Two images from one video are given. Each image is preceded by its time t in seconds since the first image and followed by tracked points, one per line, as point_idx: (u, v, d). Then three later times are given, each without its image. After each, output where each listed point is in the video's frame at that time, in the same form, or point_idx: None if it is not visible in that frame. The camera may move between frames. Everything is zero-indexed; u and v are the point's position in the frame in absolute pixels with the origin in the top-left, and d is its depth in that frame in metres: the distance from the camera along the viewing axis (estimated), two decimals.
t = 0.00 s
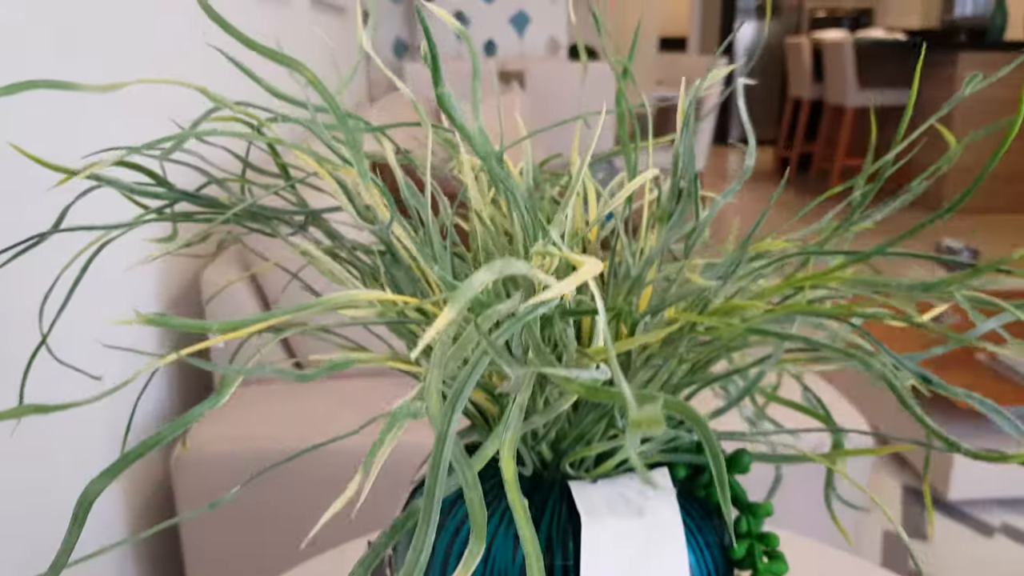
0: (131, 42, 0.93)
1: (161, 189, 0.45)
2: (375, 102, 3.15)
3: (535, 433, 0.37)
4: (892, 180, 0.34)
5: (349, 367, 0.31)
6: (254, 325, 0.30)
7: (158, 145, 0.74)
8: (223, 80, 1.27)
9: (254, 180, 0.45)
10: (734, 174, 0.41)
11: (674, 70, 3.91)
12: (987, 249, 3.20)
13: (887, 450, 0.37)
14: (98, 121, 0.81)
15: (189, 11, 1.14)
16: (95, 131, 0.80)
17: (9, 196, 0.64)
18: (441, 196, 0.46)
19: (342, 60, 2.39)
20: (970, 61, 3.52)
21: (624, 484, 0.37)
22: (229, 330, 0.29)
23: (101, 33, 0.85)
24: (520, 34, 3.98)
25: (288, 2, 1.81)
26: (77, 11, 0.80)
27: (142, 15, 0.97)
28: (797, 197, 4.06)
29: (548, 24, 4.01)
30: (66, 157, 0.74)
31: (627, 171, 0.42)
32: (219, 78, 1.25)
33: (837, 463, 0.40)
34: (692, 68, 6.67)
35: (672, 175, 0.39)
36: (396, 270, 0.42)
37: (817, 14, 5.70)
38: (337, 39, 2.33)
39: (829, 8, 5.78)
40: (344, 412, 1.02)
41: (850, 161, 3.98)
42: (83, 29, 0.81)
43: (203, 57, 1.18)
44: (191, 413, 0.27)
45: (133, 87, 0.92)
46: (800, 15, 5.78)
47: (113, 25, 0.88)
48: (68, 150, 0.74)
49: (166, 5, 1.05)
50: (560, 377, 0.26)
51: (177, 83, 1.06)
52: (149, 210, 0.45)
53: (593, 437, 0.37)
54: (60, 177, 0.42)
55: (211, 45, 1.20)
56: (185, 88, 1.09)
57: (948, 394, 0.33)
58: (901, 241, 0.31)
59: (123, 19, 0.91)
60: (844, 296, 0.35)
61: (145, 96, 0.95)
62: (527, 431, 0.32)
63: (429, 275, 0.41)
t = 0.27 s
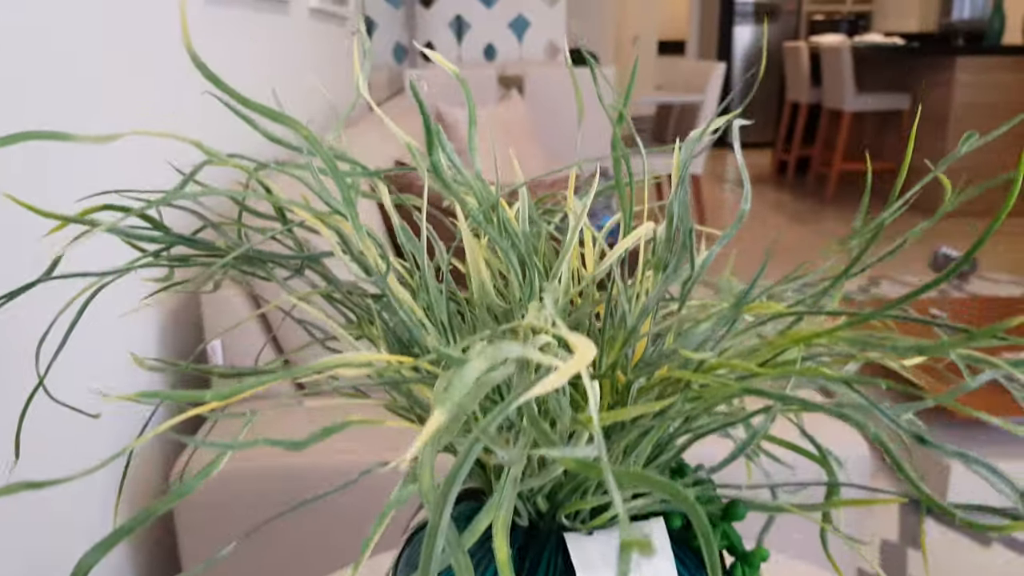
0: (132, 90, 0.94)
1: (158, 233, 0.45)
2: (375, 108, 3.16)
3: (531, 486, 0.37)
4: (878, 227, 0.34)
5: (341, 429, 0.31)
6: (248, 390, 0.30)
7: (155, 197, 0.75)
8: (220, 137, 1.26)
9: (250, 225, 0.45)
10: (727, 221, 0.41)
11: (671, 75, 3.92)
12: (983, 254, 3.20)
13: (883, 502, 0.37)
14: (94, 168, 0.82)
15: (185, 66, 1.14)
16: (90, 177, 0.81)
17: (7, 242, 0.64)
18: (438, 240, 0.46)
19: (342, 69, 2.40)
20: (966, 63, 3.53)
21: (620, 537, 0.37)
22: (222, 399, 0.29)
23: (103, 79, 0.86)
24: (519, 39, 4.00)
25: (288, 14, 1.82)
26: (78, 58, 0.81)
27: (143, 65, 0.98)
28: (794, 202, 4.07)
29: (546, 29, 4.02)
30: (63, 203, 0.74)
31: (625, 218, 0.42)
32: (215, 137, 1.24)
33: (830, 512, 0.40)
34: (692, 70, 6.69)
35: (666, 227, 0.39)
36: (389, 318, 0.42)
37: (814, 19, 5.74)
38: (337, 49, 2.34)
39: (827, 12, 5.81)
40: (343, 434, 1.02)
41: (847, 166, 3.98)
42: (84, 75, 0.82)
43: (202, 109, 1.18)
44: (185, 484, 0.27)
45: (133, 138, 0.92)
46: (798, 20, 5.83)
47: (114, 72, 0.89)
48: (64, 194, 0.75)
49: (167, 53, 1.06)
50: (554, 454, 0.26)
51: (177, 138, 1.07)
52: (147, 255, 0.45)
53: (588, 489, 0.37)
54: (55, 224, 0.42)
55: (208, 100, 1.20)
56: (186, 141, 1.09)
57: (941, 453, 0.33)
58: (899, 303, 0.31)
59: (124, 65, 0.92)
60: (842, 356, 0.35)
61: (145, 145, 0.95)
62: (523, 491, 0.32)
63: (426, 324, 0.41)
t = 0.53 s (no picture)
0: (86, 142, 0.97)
1: (164, 279, 0.45)
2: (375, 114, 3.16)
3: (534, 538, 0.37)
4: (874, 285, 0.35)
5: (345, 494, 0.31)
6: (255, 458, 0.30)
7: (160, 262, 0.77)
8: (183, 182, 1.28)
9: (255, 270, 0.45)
10: (726, 270, 0.42)
11: (671, 79, 3.93)
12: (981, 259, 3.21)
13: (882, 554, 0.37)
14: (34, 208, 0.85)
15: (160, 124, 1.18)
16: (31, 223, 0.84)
17: (8, 291, 0.65)
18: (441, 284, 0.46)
19: (343, 76, 2.40)
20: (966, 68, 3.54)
21: None
22: (228, 467, 0.29)
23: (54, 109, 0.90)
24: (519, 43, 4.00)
25: (289, 25, 1.82)
26: (28, 84, 0.85)
27: (101, 125, 1.01)
28: (793, 206, 4.07)
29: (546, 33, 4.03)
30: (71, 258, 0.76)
31: (627, 267, 0.43)
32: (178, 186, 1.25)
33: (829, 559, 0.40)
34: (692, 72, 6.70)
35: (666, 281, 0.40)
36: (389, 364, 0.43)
37: (813, 22, 5.75)
38: (338, 56, 2.34)
39: (827, 15, 5.81)
40: (344, 454, 1.02)
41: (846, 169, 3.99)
42: (35, 100, 0.86)
43: (161, 157, 1.20)
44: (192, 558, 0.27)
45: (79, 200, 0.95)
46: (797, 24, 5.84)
47: (65, 120, 0.93)
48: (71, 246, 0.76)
49: (132, 113, 1.10)
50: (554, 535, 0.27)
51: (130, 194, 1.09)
52: (153, 300, 0.45)
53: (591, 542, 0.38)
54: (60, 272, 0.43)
55: (170, 149, 1.23)
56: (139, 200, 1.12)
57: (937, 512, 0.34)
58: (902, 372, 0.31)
59: (79, 118, 0.96)
60: (833, 421, 0.36)
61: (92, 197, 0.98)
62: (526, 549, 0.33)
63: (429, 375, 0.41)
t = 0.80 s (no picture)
0: (81, 152, 0.97)
1: (169, 327, 0.46)
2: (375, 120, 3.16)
3: None
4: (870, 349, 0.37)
5: (349, 558, 0.32)
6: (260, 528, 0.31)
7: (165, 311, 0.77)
8: (184, 200, 1.28)
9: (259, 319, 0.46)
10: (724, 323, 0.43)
11: (671, 83, 3.94)
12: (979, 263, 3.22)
13: None
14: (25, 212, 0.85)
15: (155, 123, 1.18)
16: (19, 227, 0.84)
17: (5, 340, 0.66)
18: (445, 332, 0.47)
19: (343, 84, 2.40)
20: (964, 72, 3.54)
21: None
22: (233, 538, 0.30)
23: (51, 113, 0.91)
24: (519, 46, 4.01)
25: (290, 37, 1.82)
26: (27, 80, 0.86)
27: (100, 134, 1.02)
28: (792, 209, 4.08)
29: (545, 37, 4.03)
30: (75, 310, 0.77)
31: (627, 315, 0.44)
32: (177, 206, 1.25)
33: None
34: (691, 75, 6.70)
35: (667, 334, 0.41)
36: (391, 412, 0.44)
37: (812, 24, 5.76)
38: (339, 65, 2.35)
39: (825, 18, 5.82)
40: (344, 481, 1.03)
41: (844, 173, 3.99)
42: (33, 99, 0.87)
43: (163, 169, 1.20)
44: None
45: (72, 211, 0.95)
46: (796, 27, 5.85)
47: (64, 129, 0.94)
48: (74, 300, 0.77)
49: (133, 125, 1.11)
50: None
51: (127, 203, 1.09)
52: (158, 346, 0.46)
53: None
54: (66, 323, 0.43)
55: (172, 161, 1.23)
56: (134, 211, 1.11)
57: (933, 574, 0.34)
58: (907, 434, 0.32)
59: (77, 128, 0.97)
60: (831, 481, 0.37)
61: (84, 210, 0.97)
62: None
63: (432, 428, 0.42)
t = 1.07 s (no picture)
0: (81, 184, 0.97)
1: (163, 381, 0.46)
2: (374, 125, 3.19)
3: None
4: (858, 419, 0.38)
5: None
6: None
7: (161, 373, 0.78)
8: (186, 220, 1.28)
9: (251, 373, 0.46)
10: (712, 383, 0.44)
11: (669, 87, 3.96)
12: (975, 268, 3.23)
13: None
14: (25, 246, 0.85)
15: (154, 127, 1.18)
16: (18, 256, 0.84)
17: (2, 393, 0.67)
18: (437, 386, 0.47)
19: (342, 91, 2.42)
20: (961, 77, 3.55)
21: None
22: None
23: (50, 156, 0.91)
24: (518, 49, 4.05)
25: (289, 50, 1.84)
26: (27, 64, 0.87)
27: (99, 164, 1.02)
28: (790, 213, 4.09)
29: (543, 40, 4.07)
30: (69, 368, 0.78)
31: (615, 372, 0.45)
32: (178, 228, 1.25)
33: None
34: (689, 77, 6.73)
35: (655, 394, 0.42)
36: (384, 465, 0.44)
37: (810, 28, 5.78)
38: (338, 73, 2.36)
39: (823, 21, 5.84)
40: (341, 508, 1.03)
41: (841, 177, 4.01)
42: (35, 96, 0.89)
43: (162, 190, 1.20)
44: None
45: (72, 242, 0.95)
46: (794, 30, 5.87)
47: (64, 176, 0.94)
48: (71, 358, 0.78)
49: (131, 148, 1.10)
50: None
51: (129, 229, 1.09)
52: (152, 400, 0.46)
53: None
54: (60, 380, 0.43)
55: (170, 182, 1.23)
56: (136, 235, 1.11)
57: None
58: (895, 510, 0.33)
59: (77, 172, 0.97)
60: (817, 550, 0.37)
61: (84, 240, 0.97)
62: None
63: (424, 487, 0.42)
